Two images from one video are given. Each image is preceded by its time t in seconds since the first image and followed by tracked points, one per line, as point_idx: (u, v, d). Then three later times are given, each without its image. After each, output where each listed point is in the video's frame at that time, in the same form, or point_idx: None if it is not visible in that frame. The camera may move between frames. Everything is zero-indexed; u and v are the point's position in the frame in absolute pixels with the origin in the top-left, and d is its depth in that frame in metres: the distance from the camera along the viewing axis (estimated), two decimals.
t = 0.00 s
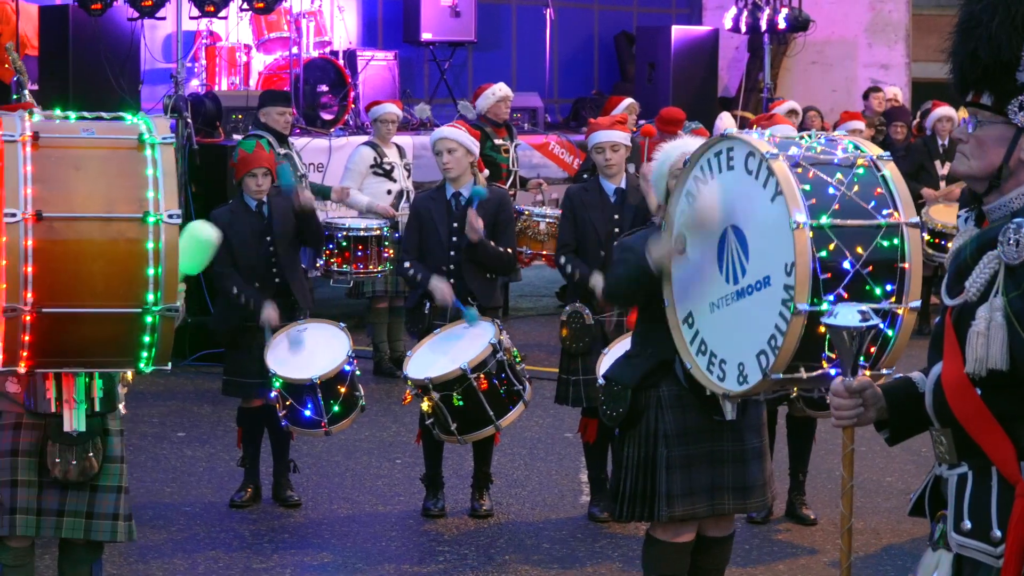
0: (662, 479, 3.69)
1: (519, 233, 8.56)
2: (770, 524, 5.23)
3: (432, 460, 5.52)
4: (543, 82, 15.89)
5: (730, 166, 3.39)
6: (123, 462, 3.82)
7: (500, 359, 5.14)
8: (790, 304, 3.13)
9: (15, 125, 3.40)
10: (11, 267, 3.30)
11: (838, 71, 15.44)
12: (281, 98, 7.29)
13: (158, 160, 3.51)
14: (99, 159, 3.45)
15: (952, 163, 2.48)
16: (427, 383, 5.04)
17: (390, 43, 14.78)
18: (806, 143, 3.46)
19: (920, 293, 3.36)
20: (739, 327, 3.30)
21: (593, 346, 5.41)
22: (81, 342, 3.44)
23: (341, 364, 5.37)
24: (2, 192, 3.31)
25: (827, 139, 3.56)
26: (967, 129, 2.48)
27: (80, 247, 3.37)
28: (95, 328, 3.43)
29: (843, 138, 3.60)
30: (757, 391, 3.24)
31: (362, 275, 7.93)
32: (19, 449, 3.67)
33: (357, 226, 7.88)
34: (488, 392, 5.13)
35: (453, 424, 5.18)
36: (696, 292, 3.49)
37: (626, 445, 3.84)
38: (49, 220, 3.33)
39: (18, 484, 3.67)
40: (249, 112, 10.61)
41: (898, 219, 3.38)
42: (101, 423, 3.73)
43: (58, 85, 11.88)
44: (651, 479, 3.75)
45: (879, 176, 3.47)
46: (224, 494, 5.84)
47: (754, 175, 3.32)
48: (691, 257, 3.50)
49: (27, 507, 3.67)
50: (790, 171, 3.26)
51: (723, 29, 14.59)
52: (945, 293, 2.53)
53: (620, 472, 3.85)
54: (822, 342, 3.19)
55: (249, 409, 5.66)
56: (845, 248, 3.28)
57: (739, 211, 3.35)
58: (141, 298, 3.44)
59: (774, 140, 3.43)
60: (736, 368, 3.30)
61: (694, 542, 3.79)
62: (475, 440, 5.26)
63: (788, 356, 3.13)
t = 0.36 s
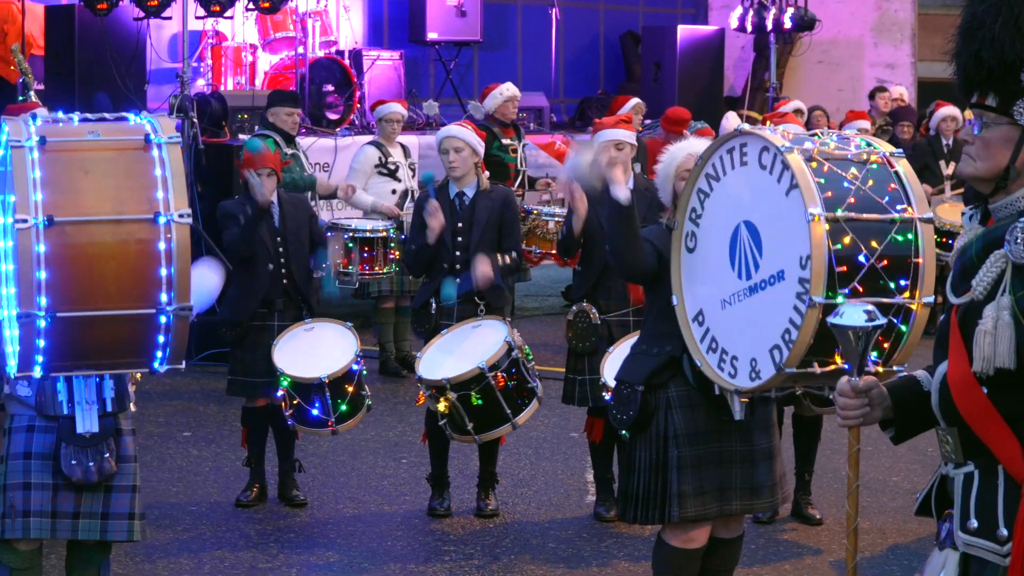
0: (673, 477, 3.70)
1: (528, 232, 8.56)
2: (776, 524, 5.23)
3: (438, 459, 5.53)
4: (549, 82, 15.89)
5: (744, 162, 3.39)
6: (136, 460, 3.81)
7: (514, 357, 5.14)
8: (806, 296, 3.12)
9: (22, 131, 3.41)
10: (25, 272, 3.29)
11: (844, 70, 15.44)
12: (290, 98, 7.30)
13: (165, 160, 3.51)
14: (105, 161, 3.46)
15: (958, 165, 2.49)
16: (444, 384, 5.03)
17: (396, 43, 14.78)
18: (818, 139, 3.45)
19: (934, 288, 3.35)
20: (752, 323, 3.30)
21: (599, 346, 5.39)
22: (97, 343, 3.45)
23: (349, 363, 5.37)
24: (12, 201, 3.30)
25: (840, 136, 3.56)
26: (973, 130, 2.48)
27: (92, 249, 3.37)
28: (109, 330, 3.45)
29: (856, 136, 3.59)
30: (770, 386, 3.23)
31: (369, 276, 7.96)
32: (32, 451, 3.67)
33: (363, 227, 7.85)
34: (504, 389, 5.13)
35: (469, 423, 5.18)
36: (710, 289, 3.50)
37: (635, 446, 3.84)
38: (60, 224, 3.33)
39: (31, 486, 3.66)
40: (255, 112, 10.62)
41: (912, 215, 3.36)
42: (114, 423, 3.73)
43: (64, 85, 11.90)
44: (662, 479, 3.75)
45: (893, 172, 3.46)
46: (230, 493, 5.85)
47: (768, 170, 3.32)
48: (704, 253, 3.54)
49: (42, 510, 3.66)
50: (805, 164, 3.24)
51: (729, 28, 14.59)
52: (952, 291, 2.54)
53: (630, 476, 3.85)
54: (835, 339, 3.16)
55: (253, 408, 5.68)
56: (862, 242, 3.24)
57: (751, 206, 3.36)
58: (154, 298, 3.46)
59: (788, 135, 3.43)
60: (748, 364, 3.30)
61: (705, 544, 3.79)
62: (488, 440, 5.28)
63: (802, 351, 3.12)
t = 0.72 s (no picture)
0: (682, 481, 3.69)
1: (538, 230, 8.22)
2: (782, 524, 5.23)
3: (443, 459, 5.53)
4: (554, 81, 15.89)
5: (752, 174, 3.37)
6: (139, 461, 3.82)
7: (523, 355, 5.14)
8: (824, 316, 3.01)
9: (15, 125, 3.41)
10: (21, 268, 3.32)
11: (850, 70, 15.43)
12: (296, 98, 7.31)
13: (159, 151, 3.49)
14: (98, 154, 3.45)
15: (963, 165, 2.50)
16: (454, 382, 5.03)
17: (401, 42, 14.79)
18: (828, 149, 3.39)
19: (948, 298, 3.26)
20: (766, 336, 3.27)
21: (603, 346, 5.40)
22: (95, 337, 3.46)
23: (360, 363, 5.39)
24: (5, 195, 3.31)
25: (845, 144, 3.47)
26: (978, 130, 2.49)
27: (87, 243, 3.38)
28: (107, 323, 3.45)
29: (863, 143, 3.51)
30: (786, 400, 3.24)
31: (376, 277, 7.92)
32: (36, 450, 3.67)
33: (370, 227, 7.88)
34: (514, 387, 5.13)
35: (479, 421, 5.16)
36: (721, 299, 3.47)
37: (639, 444, 3.84)
38: (54, 218, 3.34)
39: (34, 485, 3.67)
40: (261, 111, 10.63)
41: (926, 226, 3.25)
42: (117, 423, 3.76)
43: (70, 84, 11.92)
44: (671, 481, 3.74)
45: (903, 182, 3.36)
46: (235, 493, 5.86)
47: (780, 184, 3.26)
48: (710, 260, 3.53)
49: (44, 508, 3.67)
50: (819, 180, 3.17)
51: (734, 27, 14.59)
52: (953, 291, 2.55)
53: (636, 477, 3.85)
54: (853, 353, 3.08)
55: (260, 408, 5.66)
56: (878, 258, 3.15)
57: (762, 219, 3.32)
58: (150, 290, 3.46)
59: (796, 148, 3.38)
60: (763, 376, 3.30)
61: (709, 542, 3.79)
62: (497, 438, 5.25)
63: (821, 367, 3.08)
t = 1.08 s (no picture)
0: (687, 482, 3.69)
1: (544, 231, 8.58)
2: (787, 524, 5.23)
3: (449, 458, 5.53)
4: (560, 80, 15.88)
5: (750, 171, 3.39)
6: (146, 462, 3.83)
7: (525, 355, 5.14)
8: (815, 311, 3.10)
9: (28, 126, 3.43)
10: (33, 268, 3.32)
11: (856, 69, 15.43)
12: (300, 97, 7.31)
13: (172, 151, 3.50)
14: (111, 154, 3.47)
15: (967, 165, 2.51)
16: (454, 380, 5.04)
17: (407, 42, 14.80)
18: (825, 145, 3.44)
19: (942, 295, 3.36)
20: (763, 333, 3.31)
21: (607, 346, 5.39)
22: (105, 338, 3.47)
23: (361, 363, 5.39)
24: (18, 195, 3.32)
25: (845, 141, 3.53)
26: (981, 130, 2.50)
27: (98, 242, 3.39)
28: (119, 323, 3.46)
29: (861, 139, 3.57)
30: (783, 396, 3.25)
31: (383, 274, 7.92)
32: (44, 451, 3.67)
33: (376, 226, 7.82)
34: (515, 388, 5.14)
35: (478, 421, 5.17)
36: (721, 297, 3.50)
37: (647, 447, 3.83)
38: (65, 218, 3.35)
39: (42, 487, 3.66)
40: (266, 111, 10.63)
41: (921, 222, 3.36)
42: (125, 424, 3.77)
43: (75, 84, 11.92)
44: (676, 482, 3.74)
45: (900, 178, 3.45)
46: (241, 492, 5.87)
47: (775, 180, 3.31)
48: (713, 260, 3.53)
49: (52, 510, 3.67)
50: (811, 176, 3.23)
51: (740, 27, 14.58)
52: (959, 292, 2.54)
53: (641, 478, 3.84)
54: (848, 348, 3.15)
55: (266, 407, 5.69)
56: (869, 253, 3.24)
57: (759, 216, 3.35)
58: (161, 291, 3.47)
59: (793, 144, 3.40)
60: (761, 374, 3.31)
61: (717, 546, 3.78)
62: (498, 438, 5.26)
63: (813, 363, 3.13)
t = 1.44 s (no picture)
0: (690, 479, 3.69)
1: (543, 233, 8.59)
2: (792, 524, 5.22)
3: (453, 458, 5.53)
4: (565, 79, 15.88)
5: (748, 163, 3.41)
6: (149, 462, 3.84)
7: (530, 354, 5.14)
8: (807, 298, 3.14)
9: (39, 121, 3.44)
10: (36, 263, 3.33)
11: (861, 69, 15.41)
12: (304, 97, 7.32)
13: (181, 153, 3.52)
14: (121, 153, 3.47)
15: (975, 165, 2.50)
16: (459, 380, 5.04)
17: (412, 41, 14.80)
18: (823, 137, 3.46)
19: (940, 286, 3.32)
20: (760, 324, 3.31)
21: (613, 346, 5.38)
22: (107, 338, 3.45)
23: (367, 362, 5.39)
24: (24, 191, 3.34)
25: (846, 135, 3.54)
26: (989, 130, 2.50)
27: (102, 242, 3.38)
28: (125, 324, 3.44)
29: (863, 134, 3.57)
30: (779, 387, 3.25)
31: (387, 274, 8.12)
32: (46, 448, 3.68)
33: (380, 225, 8.06)
34: (520, 387, 5.13)
35: (483, 420, 5.18)
36: (720, 291, 3.50)
37: (654, 446, 3.84)
38: (71, 215, 3.35)
39: (44, 483, 3.67)
40: (271, 110, 10.64)
41: (917, 213, 3.34)
42: (128, 423, 3.76)
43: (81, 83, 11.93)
44: (681, 478, 3.74)
45: (898, 170, 3.43)
46: (245, 492, 5.87)
47: (771, 171, 3.33)
48: (714, 254, 3.53)
49: (53, 507, 3.67)
50: (805, 165, 3.26)
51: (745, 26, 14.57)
52: (968, 293, 2.54)
53: (648, 476, 3.84)
54: (842, 338, 3.18)
55: (272, 407, 5.66)
56: (864, 242, 3.24)
57: (756, 207, 3.36)
58: (166, 292, 3.45)
59: (792, 136, 3.43)
60: (757, 365, 3.31)
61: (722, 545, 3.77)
62: (503, 437, 5.26)
63: (806, 351, 3.14)
